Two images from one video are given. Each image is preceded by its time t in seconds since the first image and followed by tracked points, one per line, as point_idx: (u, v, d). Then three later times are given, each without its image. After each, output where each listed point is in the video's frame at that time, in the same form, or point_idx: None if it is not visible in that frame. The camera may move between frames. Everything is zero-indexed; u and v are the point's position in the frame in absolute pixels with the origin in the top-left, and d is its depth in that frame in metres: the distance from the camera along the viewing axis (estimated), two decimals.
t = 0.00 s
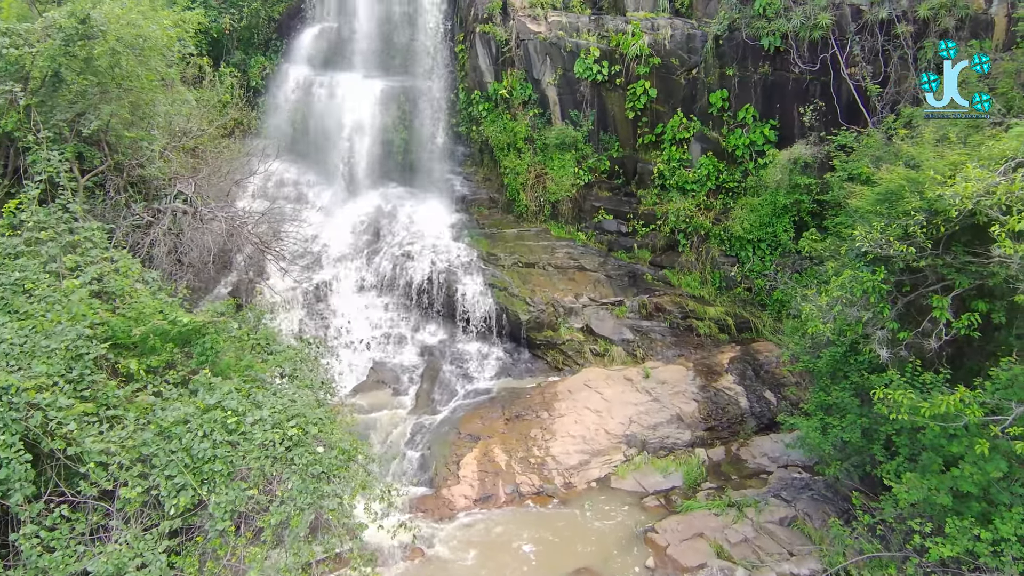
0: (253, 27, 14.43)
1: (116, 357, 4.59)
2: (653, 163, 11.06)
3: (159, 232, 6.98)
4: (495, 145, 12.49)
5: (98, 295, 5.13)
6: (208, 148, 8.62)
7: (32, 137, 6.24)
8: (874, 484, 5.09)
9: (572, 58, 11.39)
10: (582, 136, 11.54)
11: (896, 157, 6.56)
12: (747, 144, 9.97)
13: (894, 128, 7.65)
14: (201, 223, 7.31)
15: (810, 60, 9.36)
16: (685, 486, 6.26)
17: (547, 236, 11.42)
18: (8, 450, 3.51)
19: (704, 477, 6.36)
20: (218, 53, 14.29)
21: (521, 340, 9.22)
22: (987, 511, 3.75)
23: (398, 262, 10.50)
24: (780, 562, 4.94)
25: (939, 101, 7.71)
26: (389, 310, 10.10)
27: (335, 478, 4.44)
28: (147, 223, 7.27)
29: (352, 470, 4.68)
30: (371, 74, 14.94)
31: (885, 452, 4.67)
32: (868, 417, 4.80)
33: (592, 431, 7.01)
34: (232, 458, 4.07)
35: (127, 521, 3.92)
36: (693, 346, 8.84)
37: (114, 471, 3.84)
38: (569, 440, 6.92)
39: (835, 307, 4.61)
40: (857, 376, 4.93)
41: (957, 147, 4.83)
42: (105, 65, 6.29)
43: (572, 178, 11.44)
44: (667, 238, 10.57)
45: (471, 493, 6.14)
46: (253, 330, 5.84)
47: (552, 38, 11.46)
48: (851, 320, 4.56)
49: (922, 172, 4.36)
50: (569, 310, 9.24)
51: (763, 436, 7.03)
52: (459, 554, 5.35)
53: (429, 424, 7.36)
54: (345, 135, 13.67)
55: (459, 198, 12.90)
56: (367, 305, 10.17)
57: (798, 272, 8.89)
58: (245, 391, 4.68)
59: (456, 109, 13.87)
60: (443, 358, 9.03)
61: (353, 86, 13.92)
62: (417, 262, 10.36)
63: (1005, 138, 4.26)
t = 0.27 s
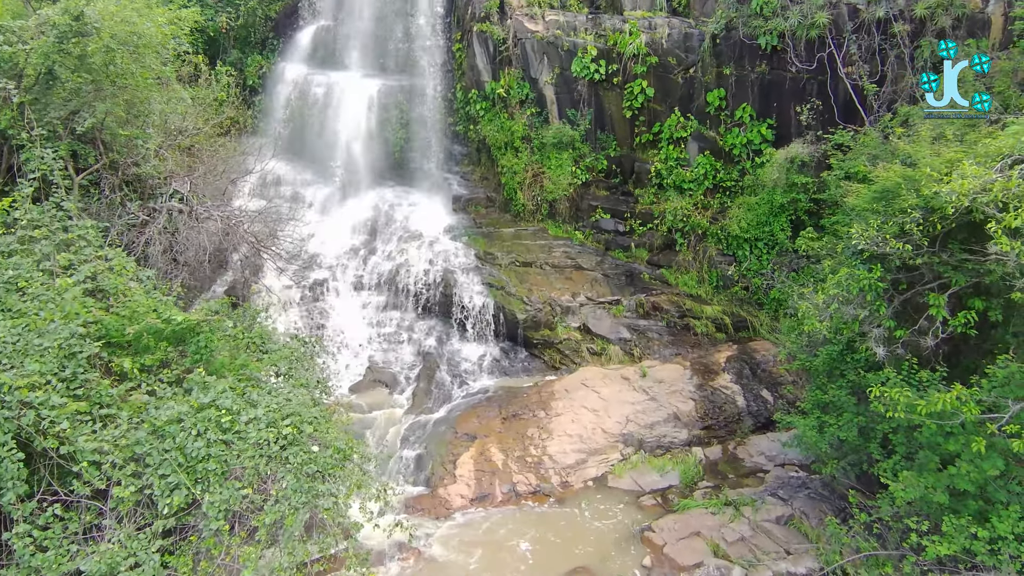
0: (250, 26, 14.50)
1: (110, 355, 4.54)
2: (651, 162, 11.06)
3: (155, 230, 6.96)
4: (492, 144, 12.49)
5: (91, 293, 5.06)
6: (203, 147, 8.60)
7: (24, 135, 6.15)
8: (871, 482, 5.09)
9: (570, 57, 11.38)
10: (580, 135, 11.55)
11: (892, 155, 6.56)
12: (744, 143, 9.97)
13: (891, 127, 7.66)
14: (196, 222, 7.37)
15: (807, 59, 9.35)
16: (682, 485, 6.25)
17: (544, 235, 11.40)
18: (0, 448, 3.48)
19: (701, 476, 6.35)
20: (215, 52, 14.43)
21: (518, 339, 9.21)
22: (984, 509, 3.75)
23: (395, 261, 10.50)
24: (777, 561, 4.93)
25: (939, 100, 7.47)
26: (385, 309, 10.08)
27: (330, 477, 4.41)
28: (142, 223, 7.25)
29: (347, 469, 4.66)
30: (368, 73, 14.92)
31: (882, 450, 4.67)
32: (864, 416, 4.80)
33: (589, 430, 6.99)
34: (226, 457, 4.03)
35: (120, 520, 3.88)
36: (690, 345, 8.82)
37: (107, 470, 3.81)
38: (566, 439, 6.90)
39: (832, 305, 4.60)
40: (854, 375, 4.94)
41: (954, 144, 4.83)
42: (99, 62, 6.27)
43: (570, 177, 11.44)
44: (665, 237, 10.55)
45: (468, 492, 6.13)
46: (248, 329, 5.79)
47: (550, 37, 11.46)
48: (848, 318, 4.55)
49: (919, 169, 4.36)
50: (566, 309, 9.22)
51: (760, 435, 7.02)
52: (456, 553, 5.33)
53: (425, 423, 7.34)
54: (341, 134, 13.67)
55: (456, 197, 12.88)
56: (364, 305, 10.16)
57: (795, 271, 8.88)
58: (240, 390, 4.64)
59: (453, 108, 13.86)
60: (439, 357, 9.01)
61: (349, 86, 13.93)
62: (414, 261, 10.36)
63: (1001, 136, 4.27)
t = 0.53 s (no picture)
0: (246, 24, 14.41)
1: (104, 355, 4.49)
2: (648, 161, 11.04)
3: (150, 229, 6.90)
4: (489, 144, 12.47)
5: (85, 293, 5.00)
6: (200, 146, 8.53)
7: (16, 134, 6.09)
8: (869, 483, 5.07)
9: (567, 56, 11.38)
10: (577, 134, 11.54)
11: (890, 154, 6.54)
12: (742, 142, 9.96)
13: (888, 126, 7.65)
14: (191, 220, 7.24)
15: (805, 58, 9.34)
16: (680, 485, 6.23)
17: (541, 234, 11.37)
18: None
19: (699, 476, 6.33)
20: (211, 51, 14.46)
21: (516, 339, 9.18)
22: (983, 509, 3.75)
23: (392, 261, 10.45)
24: (775, 561, 4.91)
25: (940, 101, 7.46)
26: (382, 309, 10.04)
27: (325, 478, 4.37)
28: (138, 223, 7.20)
29: (343, 470, 4.62)
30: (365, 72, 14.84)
31: (881, 450, 4.65)
32: (863, 415, 4.78)
33: (586, 430, 6.97)
34: (220, 458, 3.98)
35: (112, 522, 3.84)
36: (688, 345, 8.79)
37: (99, 471, 3.76)
38: (563, 439, 6.88)
39: (830, 305, 4.58)
40: (852, 375, 4.92)
41: (952, 143, 4.81)
42: (94, 60, 6.19)
43: (567, 176, 11.42)
44: (662, 237, 10.52)
45: (465, 493, 6.09)
46: (243, 329, 5.74)
47: (547, 36, 11.47)
48: (846, 318, 4.52)
49: (918, 167, 4.34)
50: (563, 309, 9.20)
51: (758, 434, 7.00)
52: (452, 554, 5.30)
53: (422, 424, 7.30)
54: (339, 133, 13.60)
55: (454, 197, 12.82)
56: (361, 305, 10.09)
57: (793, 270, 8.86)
58: (234, 391, 4.59)
59: (450, 107, 13.82)
60: (437, 357, 8.94)
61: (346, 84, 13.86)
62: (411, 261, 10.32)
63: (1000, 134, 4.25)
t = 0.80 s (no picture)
0: (245, 27, 14.53)
1: (101, 368, 4.46)
2: (647, 166, 11.02)
3: (147, 235, 6.87)
4: (487, 147, 12.48)
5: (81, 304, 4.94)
6: (198, 151, 8.56)
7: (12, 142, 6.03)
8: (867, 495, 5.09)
9: (566, 60, 11.49)
10: (576, 139, 11.54)
11: (889, 162, 6.53)
12: (740, 147, 9.94)
13: (886, 134, 7.65)
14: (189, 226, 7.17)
15: (804, 63, 9.32)
16: (679, 495, 6.22)
17: (540, 239, 11.35)
18: None
19: (697, 485, 6.31)
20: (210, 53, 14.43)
21: (514, 345, 9.15)
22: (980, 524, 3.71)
23: (390, 266, 10.42)
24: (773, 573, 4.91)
25: (939, 100, 7.74)
26: (380, 314, 10.02)
27: (321, 492, 4.34)
28: (137, 228, 7.21)
29: (340, 483, 4.60)
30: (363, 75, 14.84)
31: (879, 462, 4.64)
32: (861, 426, 4.77)
33: (584, 439, 6.95)
34: (216, 473, 3.95)
35: (109, 538, 3.80)
36: (687, 351, 8.77)
37: (96, 487, 3.72)
38: (561, 447, 6.86)
39: (829, 317, 4.56)
40: (850, 385, 4.90)
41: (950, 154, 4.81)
42: (90, 69, 6.18)
43: (566, 181, 11.43)
44: (661, 241, 10.52)
45: (463, 503, 6.08)
46: (240, 339, 5.72)
47: (546, 40, 11.59)
48: (845, 330, 4.51)
49: (917, 179, 4.32)
50: (562, 315, 9.17)
51: (756, 443, 6.98)
52: (450, 566, 5.28)
53: (420, 432, 7.27)
54: (337, 137, 13.62)
55: (453, 200, 12.76)
56: (359, 309, 10.12)
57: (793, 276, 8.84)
58: (231, 403, 4.57)
59: (449, 110, 13.81)
60: (435, 363, 8.95)
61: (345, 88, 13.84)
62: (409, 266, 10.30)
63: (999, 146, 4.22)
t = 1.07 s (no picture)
0: (245, 35, 14.40)
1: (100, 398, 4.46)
2: (647, 177, 11.02)
3: (146, 252, 6.93)
4: (487, 157, 12.50)
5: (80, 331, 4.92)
6: (198, 168, 8.58)
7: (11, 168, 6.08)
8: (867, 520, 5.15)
9: (566, 70, 11.50)
10: (576, 149, 11.55)
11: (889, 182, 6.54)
12: (740, 159, 9.95)
13: (886, 151, 7.65)
14: (188, 241, 7.20)
15: (803, 77, 9.33)
16: (678, 515, 6.22)
17: (540, 250, 11.35)
18: None
19: (697, 505, 6.32)
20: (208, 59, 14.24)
21: (514, 359, 9.15)
22: (979, 558, 3.72)
23: (389, 279, 10.42)
24: None
25: (939, 100, 8.19)
26: (380, 327, 10.00)
27: (321, 522, 4.32)
28: (136, 242, 7.27)
29: (340, 511, 4.59)
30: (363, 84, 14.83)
31: (878, 488, 4.64)
32: (860, 453, 4.77)
33: (584, 457, 6.95)
34: (216, 505, 3.94)
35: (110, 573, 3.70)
36: (686, 366, 8.77)
37: (95, 521, 3.71)
38: (561, 466, 6.85)
39: (829, 346, 4.56)
40: (850, 411, 4.90)
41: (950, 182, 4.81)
42: (88, 93, 6.18)
43: (566, 192, 11.43)
44: (661, 254, 10.51)
45: (462, 524, 6.08)
46: (240, 362, 5.71)
47: (546, 51, 11.61)
48: (845, 359, 4.51)
49: (917, 210, 4.33)
50: (561, 329, 9.17)
51: (756, 461, 6.98)
52: None
53: (420, 450, 7.26)
54: (336, 147, 13.63)
55: (452, 210, 12.77)
56: (358, 323, 10.08)
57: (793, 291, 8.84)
58: (230, 432, 4.56)
59: (449, 120, 13.82)
60: (434, 377, 8.92)
61: (344, 97, 13.82)
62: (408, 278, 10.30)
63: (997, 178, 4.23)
